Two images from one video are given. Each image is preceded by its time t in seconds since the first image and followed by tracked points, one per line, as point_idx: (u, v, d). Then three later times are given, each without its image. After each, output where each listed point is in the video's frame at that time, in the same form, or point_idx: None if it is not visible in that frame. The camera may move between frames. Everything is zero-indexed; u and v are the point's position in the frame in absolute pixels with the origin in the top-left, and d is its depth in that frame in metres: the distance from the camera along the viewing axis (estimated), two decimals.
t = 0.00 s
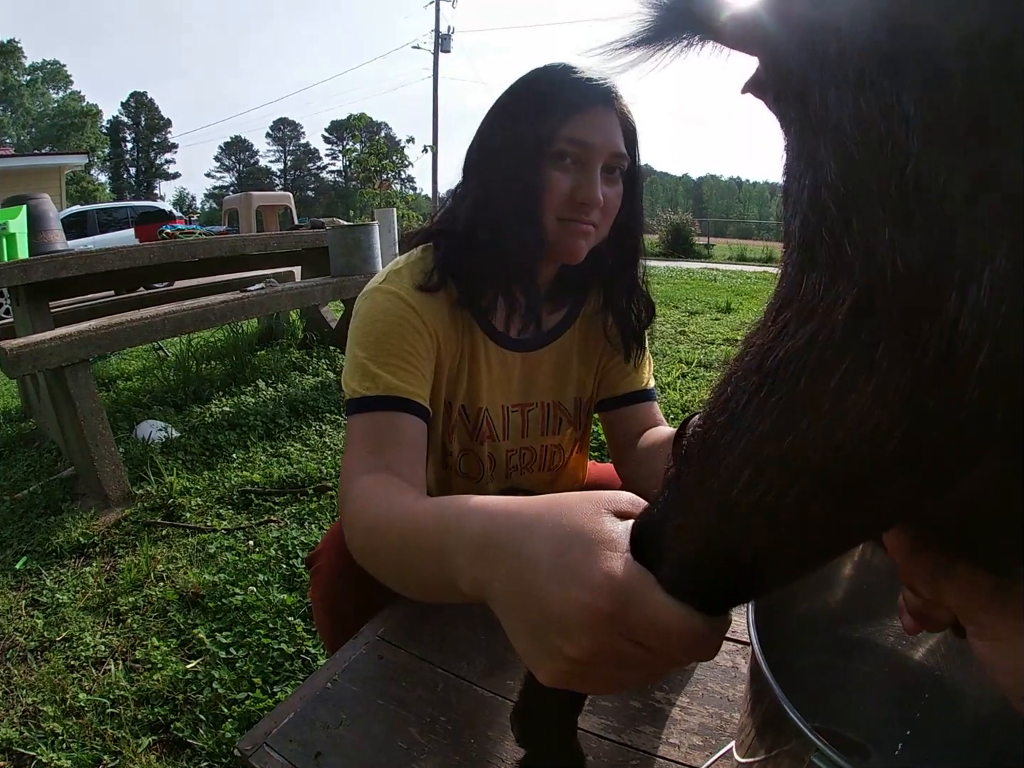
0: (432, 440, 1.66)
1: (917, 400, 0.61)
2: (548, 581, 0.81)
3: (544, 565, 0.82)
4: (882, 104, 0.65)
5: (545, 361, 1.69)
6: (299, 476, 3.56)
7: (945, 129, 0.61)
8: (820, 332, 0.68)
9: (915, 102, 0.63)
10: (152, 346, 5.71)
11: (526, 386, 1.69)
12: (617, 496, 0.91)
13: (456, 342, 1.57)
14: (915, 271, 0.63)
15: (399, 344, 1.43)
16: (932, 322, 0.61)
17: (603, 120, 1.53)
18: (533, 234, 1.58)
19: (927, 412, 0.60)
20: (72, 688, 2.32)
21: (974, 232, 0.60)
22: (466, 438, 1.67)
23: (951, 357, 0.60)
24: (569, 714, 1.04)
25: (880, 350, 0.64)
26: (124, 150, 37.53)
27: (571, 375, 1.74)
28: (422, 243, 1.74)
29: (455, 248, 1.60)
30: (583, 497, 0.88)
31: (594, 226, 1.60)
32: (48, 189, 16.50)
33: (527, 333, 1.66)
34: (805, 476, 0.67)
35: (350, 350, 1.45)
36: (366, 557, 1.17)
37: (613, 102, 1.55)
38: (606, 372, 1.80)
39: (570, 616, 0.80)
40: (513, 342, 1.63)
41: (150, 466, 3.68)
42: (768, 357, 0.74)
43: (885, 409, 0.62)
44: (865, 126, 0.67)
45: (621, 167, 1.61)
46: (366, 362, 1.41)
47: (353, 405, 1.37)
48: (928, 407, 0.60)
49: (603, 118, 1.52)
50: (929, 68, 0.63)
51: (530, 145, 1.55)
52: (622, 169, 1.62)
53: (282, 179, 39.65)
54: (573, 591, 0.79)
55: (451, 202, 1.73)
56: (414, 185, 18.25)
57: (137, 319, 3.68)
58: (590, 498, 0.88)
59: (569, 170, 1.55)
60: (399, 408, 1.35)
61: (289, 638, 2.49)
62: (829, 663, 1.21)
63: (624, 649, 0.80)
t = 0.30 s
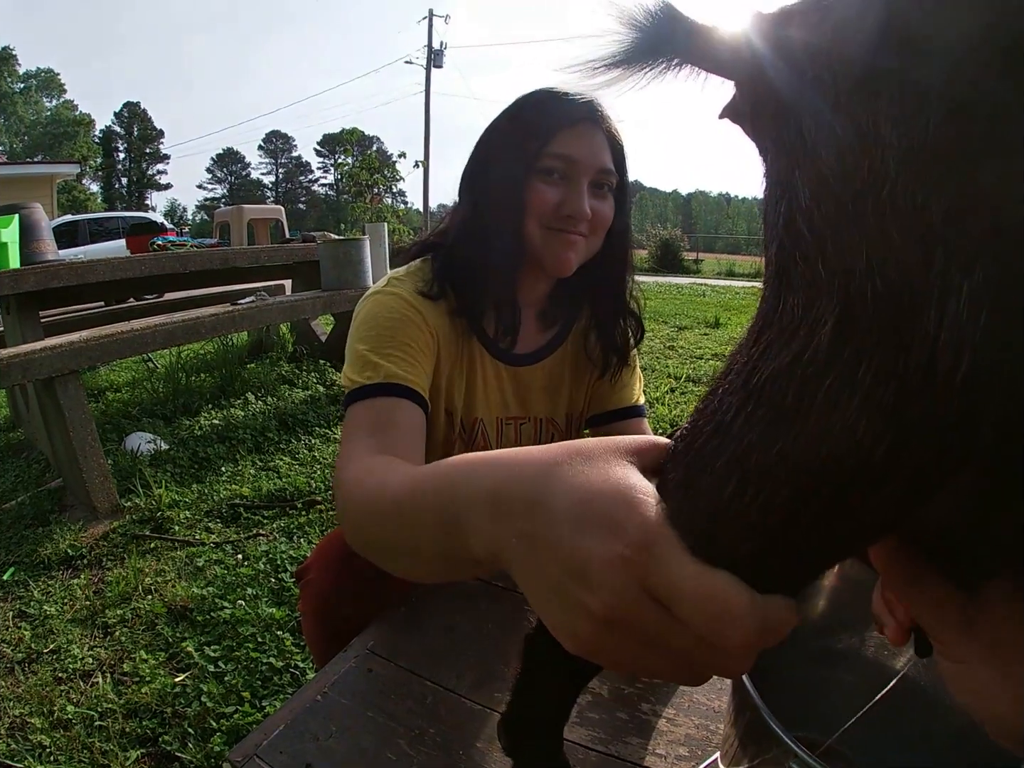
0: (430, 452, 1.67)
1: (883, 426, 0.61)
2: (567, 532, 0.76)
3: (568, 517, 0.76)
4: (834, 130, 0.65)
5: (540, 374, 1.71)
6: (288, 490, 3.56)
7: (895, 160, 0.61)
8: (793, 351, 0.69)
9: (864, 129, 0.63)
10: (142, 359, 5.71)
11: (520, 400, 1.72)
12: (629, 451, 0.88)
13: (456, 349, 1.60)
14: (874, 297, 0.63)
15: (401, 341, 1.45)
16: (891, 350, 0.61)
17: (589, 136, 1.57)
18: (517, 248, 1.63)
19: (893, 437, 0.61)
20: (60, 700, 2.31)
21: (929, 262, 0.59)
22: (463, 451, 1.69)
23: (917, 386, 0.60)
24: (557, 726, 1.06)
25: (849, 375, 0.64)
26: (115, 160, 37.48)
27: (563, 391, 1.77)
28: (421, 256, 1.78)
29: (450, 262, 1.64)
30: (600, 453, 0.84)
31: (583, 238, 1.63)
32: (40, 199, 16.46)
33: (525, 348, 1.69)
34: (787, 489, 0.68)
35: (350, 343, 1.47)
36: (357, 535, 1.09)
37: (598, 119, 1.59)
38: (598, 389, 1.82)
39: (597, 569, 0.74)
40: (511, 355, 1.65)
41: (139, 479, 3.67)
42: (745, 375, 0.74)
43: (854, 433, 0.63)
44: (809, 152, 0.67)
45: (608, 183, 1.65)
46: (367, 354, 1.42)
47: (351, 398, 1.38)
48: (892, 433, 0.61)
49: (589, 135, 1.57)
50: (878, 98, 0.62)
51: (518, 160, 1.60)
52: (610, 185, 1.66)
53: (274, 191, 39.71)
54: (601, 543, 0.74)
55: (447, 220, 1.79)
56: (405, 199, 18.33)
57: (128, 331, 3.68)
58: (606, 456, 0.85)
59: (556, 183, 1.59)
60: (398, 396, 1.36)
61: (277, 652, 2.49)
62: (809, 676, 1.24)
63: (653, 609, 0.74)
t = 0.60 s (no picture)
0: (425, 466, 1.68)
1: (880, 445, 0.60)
2: (563, 586, 0.80)
3: (562, 569, 0.80)
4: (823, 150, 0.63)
5: (534, 388, 1.72)
6: (281, 500, 3.55)
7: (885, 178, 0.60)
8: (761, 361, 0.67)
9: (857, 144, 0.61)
10: (136, 367, 5.70)
11: (514, 413, 1.72)
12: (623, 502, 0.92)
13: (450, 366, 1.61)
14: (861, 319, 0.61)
15: (396, 361, 1.46)
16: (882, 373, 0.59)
17: (576, 145, 1.59)
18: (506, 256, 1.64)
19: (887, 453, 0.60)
20: (51, 711, 2.29)
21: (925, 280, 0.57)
22: (458, 465, 1.69)
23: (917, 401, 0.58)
24: (554, 738, 1.06)
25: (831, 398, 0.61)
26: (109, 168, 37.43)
27: (558, 403, 1.77)
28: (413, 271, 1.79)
29: (441, 274, 1.64)
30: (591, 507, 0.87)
31: (573, 246, 1.63)
32: (34, 205, 16.38)
33: (517, 361, 1.69)
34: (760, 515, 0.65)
35: (345, 364, 1.47)
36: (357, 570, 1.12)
37: (587, 128, 1.60)
38: (593, 399, 1.83)
39: (591, 624, 0.77)
40: (505, 371, 1.66)
41: (132, 488, 3.65)
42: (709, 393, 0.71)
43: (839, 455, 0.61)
44: (799, 164, 0.65)
45: (597, 191, 1.66)
46: (362, 375, 1.43)
47: (345, 418, 1.38)
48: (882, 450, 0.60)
49: (575, 143, 1.59)
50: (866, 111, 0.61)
51: (506, 170, 1.62)
52: (599, 193, 1.67)
53: (267, 200, 39.69)
54: (595, 595, 0.77)
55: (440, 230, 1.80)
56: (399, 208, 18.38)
57: (121, 340, 3.67)
58: (600, 507, 0.89)
59: (544, 192, 1.60)
60: (391, 422, 1.36)
61: (271, 664, 2.48)
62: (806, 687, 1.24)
63: (646, 653, 0.77)
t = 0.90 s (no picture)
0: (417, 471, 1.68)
1: (861, 446, 0.61)
2: (548, 585, 0.83)
3: (549, 570, 0.84)
4: (816, 158, 0.62)
5: (526, 392, 1.73)
6: (276, 506, 3.55)
7: (871, 188, 0.60)
8: (722, 352, 0.71)
9: (851, 153, 0.60)
10: (132, 373, 5.69)
11: (506, 417, 1.73)
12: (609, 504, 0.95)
13: (440, 371, 1.62)
14: (825, 314, 0.62)
15: (389, 370, 1.47)
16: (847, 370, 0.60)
17: (560, 149, 1.60)
18: (492, 260, 1.65)
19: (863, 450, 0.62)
20: (47, 717, 2.29)
21: (919, 287, 0.58)
22: (449, 470, 1.70)
23: (911, 408, 0.60)
24: (548, 740, 1.07)
25: (783, 386, 0.64)
26: (105, 173, 37.38)
27: (549, 407, 1.78)
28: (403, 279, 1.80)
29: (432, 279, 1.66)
30: (576, 509, 0.92)
31: (561, 249, 1.64)
32: (30, 211, 16.33)
33: (508, 365, 1.70)
34: (716, 500, 0.68)
35: (339, 373, 1.48)
36: (362, 578, 1.17)
37: (572, 133, 1.61)
38: (586, 404, 1.84)
39: (576, 619, 0.81)
40: (496, 376, 1.67)
41: (128, 494, 3.65)
42: (681, 386, 0.76)
43: (790, 441, 0.63)
44: (795, 174, 0.64)
45: (584, 195, 1.67)
46: (359, 387, 1.43)
47: (341, 430, 1.39)
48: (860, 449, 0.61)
49: (560, 148, 1.60)
50: (863, 121, 0.60)
51: (492, 177, 1.62)
52: (586, 197, 1.67)
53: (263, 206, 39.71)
54: (582, 593, 0.80)
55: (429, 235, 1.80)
56: (395, 214, 18.38)
57: (116, 346, 3.66)
58: (586, 509, 0.92)
59: (530, 197, 1.61)
60: (384, 433, 1.36)
61: (266, 669, 2.48)
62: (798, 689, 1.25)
63: (637, 646, 0.80)
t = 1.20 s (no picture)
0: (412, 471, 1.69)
1: (854, 446, 0.61)
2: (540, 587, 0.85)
3: (541, 571, 0.86)
4: (811, 158, 0.62)
5: (520, 393, 1.73)
6: (273, 509, 3.54)
7: (868, 188, 0.60)
8: (713, 355, 0.70)
9: (848, 155, 0.61)
10: (128, 377, 5.68)
11: (500, 418, 1.73)
12: (600, 505, 0.97)
13: (435, 373, 1.62)
14: (820, 316, 0.62)
15: (384, 370, 1.47)
16: (844, 370, 0.60)
17: (555, 153, 1.59)
18: (487, 264, 1.65)
19: (861, 449, 0.62)
20: (44, 722, 2.28)
21: (913, 290, 0.59)
22: (444, 471, 1.70)
23: (904, 412, 0.60)
24: (544, 741, 1.07)
25: (776, 387, 0.64)
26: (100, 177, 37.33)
27: (544, 408, 1.78)
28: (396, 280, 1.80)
29: (427, 280, 1.66)
30: (568, 511, 0.93)
31: (555, 254, 1.64)
32: (25, 215, 16.29)
33: (502, 366, 1.70)
34: (709, 504, 0.68)
35: (334, 373, 1.48)
36: (355, 576, 1.17)
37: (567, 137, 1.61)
38: (580, 406, 1.84)
39: (567, 621, 0.82)
40: (489, 376, 1.67)
41: (124, 498, 3.64)
42: (672, 389, 0.75)
43: (783, 441, 0.63)
44: (791, 175, 0.63)
45: (578, 198, 1.67)
46: (353, 387, 1.43)
47: (336, 430, 1.39)
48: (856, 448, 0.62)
49: (555, 152, 1.59)
50: (859, 121, 0.60)
51: (486, 181, 1.62)
52: (580, 201, 1.68)
53: (259, 209, 39.68)
54: (572, 594, 0.82)
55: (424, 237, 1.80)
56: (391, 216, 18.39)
57: (112, 350, 3.65)
58: (578, 510, 0.94)
59: (525, 201, 1.61)
60: (383, 432, 1.37)
61: (264, 673, 2.47)
62: (796, 689, 1.25)
63: (627, 646, 0.81)
